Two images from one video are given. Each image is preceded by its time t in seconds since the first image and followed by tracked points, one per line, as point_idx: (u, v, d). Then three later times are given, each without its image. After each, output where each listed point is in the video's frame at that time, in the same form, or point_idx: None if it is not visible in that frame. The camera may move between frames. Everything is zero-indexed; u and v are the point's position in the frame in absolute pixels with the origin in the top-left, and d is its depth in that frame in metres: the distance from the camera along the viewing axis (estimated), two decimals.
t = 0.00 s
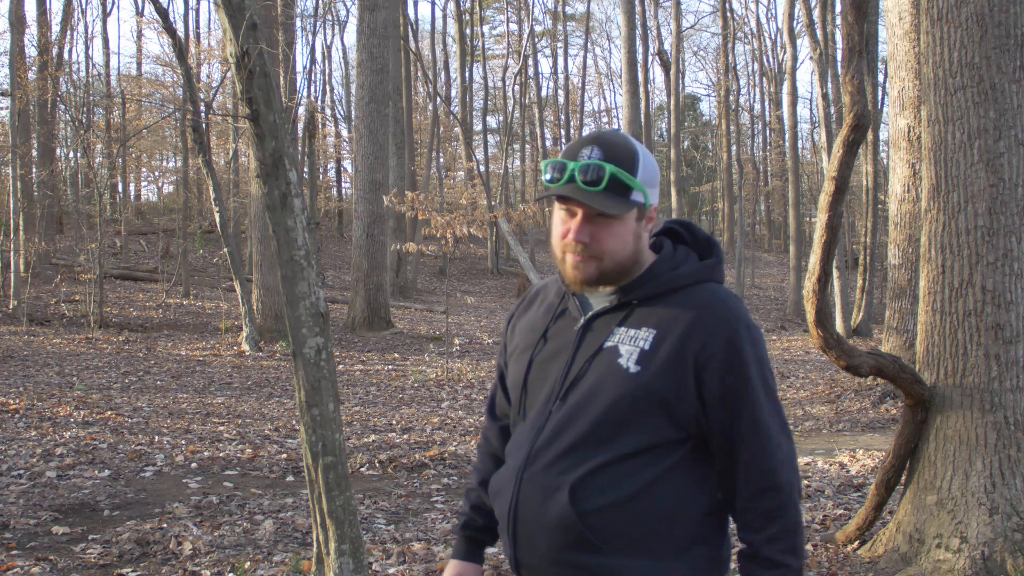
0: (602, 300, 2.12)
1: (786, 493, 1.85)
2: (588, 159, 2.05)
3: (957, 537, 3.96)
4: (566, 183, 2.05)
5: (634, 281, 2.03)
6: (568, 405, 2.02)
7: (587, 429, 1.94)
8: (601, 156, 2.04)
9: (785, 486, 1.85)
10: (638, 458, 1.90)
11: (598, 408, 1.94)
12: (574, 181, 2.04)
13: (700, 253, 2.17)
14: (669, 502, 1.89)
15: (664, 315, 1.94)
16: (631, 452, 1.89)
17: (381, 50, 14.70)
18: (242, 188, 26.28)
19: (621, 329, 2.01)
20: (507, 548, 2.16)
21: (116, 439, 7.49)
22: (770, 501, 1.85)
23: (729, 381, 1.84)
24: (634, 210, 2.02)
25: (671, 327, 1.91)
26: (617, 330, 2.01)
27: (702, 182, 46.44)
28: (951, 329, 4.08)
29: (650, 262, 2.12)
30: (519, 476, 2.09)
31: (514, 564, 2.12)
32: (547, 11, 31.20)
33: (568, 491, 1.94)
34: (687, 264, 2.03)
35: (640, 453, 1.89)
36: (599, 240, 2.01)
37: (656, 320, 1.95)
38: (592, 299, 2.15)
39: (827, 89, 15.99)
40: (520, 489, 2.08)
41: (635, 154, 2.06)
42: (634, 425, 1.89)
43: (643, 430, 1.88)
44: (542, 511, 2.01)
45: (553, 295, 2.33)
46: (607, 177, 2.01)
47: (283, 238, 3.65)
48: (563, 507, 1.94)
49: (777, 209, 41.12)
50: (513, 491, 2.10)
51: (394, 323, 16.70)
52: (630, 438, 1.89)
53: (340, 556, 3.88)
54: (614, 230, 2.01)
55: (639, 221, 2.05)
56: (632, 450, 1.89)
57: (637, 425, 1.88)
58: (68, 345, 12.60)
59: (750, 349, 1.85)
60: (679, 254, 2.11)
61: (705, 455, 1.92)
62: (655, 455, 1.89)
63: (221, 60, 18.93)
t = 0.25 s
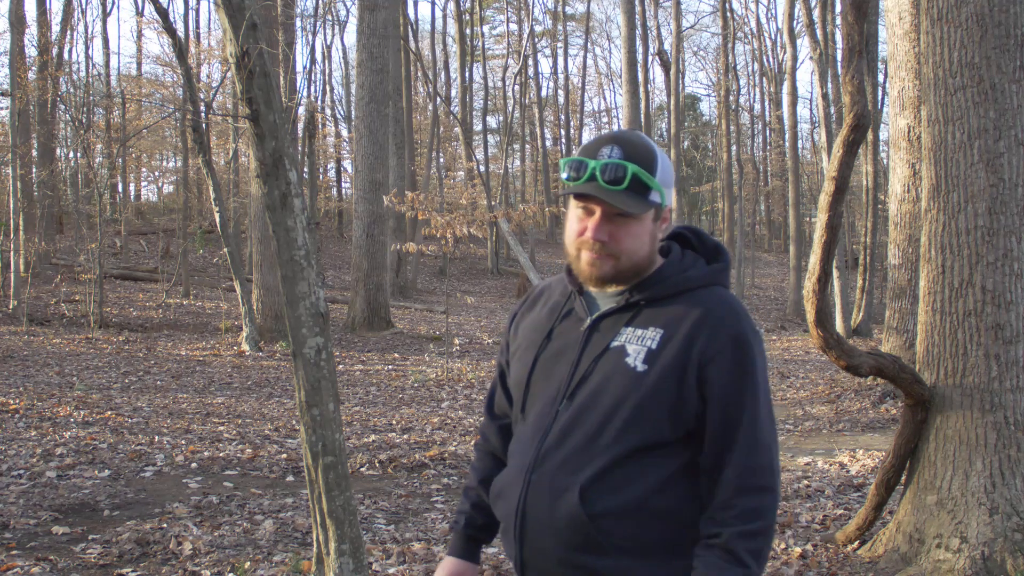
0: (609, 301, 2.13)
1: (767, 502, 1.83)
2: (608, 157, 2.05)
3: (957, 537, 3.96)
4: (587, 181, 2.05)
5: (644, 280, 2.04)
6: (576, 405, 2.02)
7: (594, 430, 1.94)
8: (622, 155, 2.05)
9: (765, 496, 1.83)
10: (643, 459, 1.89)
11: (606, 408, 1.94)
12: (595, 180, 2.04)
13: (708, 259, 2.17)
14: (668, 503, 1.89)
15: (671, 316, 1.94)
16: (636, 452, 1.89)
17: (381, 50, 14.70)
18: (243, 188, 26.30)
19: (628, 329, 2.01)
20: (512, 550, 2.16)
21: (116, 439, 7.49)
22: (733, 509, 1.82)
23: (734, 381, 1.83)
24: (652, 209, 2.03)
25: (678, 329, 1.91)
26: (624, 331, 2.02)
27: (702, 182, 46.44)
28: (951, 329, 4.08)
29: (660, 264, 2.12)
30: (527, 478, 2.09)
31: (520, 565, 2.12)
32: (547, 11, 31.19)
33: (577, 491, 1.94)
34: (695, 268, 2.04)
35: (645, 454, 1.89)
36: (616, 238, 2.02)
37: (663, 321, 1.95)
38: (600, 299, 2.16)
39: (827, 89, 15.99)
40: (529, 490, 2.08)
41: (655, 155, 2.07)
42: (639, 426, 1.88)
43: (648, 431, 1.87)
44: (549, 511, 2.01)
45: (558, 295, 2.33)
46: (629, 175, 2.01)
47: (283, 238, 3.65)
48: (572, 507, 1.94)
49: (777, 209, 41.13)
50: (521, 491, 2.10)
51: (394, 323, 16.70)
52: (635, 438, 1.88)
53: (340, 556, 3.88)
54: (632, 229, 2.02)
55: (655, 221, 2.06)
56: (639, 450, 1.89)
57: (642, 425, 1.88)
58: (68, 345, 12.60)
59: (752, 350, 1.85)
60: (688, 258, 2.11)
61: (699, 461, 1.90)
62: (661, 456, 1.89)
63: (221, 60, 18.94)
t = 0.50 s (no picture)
0: (609, 300, 2.14)
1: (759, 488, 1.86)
2: (616, 153, 2.03)
3: (957, 537, 3.96)
4: (595, 177, 2.04)
5: (647, 279, 2.04)
6: (577, 405, 2.01)
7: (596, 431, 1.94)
8: (630, 151, 2.04)
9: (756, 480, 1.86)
10: (644, 459, 1.90)
11: (608, 408, 1.94)
12: (604, 175, 2.02)
13: (709, 258, 2.18)
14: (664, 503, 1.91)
15: (671, 315, 1.95)
16: (639, 452, 1.89)
17: (381, 50, 14.70)
18: (243, 188, 26.30)
19: (628, 329, 2.01)
20: (513, 549, 2.15)
21: (116, 439, 7.49)
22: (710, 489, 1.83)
23: (732, 381, 1.84)
24: (659, 207, 2.03)
25: (678, 328, 1.91)
26: (625, 330, 2.02)
27: (702, 182, 46.45)
28: (951, 329, 4.08)
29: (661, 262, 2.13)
30: (529, 478, 2.08)
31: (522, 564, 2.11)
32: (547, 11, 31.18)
33: (579, 490, 1.94)
34: (695, 267, 2.04)
35: (646, 453, 1.90)
36: (623, 235, 2.02)
37: (663, 320, 1.95)
38: (601, 298, 2.16)
39: (827, 88, 15.99)
40: (530, 490, 2.07)
41: (661, 152, 2.07)
42: (641, 426, 1.88)
43: (650, 431, 1.88)
44: (551, 511, 2.01)
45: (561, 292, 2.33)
46: (638, 172, 2.01)
47: (283, 238, 3.65)
48: (574, 507, 1.94)
49: (777, 209, 41.12)
50: (522, 491, 2.09)
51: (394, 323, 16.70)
52: (636, 438, 1.89)
53: (340, 556, 3.88)
54: (638, 227, 2.02)
55: (660, 218, 2.06)
56: (639, 450, 1.90)
57: (644, 425, 1.88)
58: (68, 345, 12.60)
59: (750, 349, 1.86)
60: (689, 258, 2.12)
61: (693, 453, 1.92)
62: (659, 454, 1.91)
63: (221, 60, 18.94)
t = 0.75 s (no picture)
0: (609, 299, 2.14)
1: (749, 470, 1.81)
2: (613, 153, 2.02)
3: (957, 537, 3.96)
4: (594, 177, 2.02)
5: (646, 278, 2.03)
6: (578, 404, 2.01)
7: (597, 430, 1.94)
8: (628, 150, 2.03)
9: (747, 464, 1.81)
10: (643, 457, 1.91)
11: (607, 408, 1.94)
12: (604, 175, 2.01)
13: (708, 256, 2.19)
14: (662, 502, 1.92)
15: (670, 313, 1.95)
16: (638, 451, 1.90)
17: (381, 50, 14.70)
18: (243, 189, 26.31)
19: (628, 327, 2.01)
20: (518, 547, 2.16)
21: (116, 439, 7.49)
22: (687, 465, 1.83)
23: (732, 378, 1.84)
24: (657, 206, 2.04)
25: (676, 326, 1.91)
26: (624, 329, 2.01)
27: (702, 182, 46.45)
28: (951, 329, 4.07)
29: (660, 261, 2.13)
30: (531, 477, 2.08)
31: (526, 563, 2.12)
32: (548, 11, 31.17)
33: (580, 491, 1.95)
34: (694, 265, 2.05)
35: (646, 452, 1.91)
36: (624, 235, 2.02)
37: (662, 318, 1.95)
38: (600, 298, 2.17)
39: (827, 88, 15.98)
40: (533, 489, 2.07)
41: (657, 150, 2.07)
42: (641, 425, 1.88)
43: (650, 430, 1.88)
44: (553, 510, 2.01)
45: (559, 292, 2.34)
46: (638, 172, 2.00)
47: (283, 238, 3.65)
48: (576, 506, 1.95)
49: (777, 209, 41.12)
50: (524, 490, 2.10)
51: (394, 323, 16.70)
52: (637, 438, 1.89)
53: (340, 556, 3.88)
54: (639, 226, 2.03)
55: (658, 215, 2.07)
56: (639, 448, 1.90)
57: (644, 424, 1.89)
58: (68, 345, 12.60)
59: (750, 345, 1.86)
60: (689, 254, 2.12)
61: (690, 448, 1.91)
62: (659, 452, 1.92)
63: (221, 60, 18.94)
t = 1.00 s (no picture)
0: (613, 299, 2.12)
1: (766, 475, 1.85)
2: (598, 152, 2.03)
3: (957, 537, 3.96)
4: (581, 179, 2.02)
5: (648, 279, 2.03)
6: (580, 403, 2.00)
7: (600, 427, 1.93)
8: (610, 147, 2.04)
9: (764, 468, 1.85)
10: (646, 457, 1.91)
11: (609, 407, 1.94)
12: (592, 176, 2.01)
13: (712, 258, 2.20)
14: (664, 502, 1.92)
15: (674, 314, 1.96)
16: (641, 449, 1.89)
17: (381, 50, 14.69)
18: (243, 189, 26.30)
19: (632, 327, 2.01)
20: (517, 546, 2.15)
21: (116, 439, 7.49)
22: (709, 474, 1.84)
23: (735, 379, 1.85)
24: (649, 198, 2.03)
25: (681, 327, 1.92)
26: (627, 329, 2.02)
27: (702, 182, 46.46)
28: (951, 329, 4.08)
29: (662, 262, 2.13)
30: (531, 476, 2.07)
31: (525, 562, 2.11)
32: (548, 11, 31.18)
33: (580, 490, 1.94)
34: (698, 266, 2.06)
35: (648, 451, 1.90)
36: (621, 233, 2.01)
37: (666, 319, 1.96)
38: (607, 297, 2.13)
39: (827, 88, 15.99)
40: (533, 489, 2.06)
41: (640, 143, 2.07)
42: (644, 424, 1.88)
43: (653, 429, 1.88)
44: (554, 509, 2.01)
45: (556, 292, 2.29)
46: (624, 167, 2.00)
47: (283, 238, 3.65)
48: (577, 506, 1.95)
49: (777, 209, 41.13)
50: (524, 487, 2.10)
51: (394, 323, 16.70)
52: (639, 436, 1.88)
53: (340, 556, 3.88)
54: (633, 221, 2.02)
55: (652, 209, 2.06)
56: (643, 448, 1.90)
57: (647, 423, 1.88)
58: (68, 345, 12.60)
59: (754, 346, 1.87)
60: (692, 256, 2.13)
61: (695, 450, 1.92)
62: (661, 452, 1.91)
63: (221, 60, 18.94)
